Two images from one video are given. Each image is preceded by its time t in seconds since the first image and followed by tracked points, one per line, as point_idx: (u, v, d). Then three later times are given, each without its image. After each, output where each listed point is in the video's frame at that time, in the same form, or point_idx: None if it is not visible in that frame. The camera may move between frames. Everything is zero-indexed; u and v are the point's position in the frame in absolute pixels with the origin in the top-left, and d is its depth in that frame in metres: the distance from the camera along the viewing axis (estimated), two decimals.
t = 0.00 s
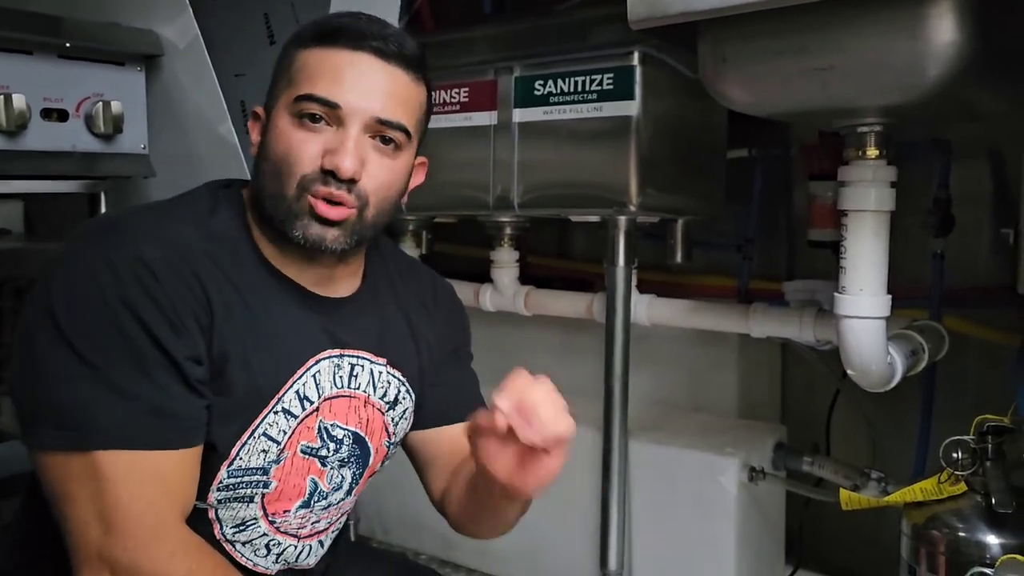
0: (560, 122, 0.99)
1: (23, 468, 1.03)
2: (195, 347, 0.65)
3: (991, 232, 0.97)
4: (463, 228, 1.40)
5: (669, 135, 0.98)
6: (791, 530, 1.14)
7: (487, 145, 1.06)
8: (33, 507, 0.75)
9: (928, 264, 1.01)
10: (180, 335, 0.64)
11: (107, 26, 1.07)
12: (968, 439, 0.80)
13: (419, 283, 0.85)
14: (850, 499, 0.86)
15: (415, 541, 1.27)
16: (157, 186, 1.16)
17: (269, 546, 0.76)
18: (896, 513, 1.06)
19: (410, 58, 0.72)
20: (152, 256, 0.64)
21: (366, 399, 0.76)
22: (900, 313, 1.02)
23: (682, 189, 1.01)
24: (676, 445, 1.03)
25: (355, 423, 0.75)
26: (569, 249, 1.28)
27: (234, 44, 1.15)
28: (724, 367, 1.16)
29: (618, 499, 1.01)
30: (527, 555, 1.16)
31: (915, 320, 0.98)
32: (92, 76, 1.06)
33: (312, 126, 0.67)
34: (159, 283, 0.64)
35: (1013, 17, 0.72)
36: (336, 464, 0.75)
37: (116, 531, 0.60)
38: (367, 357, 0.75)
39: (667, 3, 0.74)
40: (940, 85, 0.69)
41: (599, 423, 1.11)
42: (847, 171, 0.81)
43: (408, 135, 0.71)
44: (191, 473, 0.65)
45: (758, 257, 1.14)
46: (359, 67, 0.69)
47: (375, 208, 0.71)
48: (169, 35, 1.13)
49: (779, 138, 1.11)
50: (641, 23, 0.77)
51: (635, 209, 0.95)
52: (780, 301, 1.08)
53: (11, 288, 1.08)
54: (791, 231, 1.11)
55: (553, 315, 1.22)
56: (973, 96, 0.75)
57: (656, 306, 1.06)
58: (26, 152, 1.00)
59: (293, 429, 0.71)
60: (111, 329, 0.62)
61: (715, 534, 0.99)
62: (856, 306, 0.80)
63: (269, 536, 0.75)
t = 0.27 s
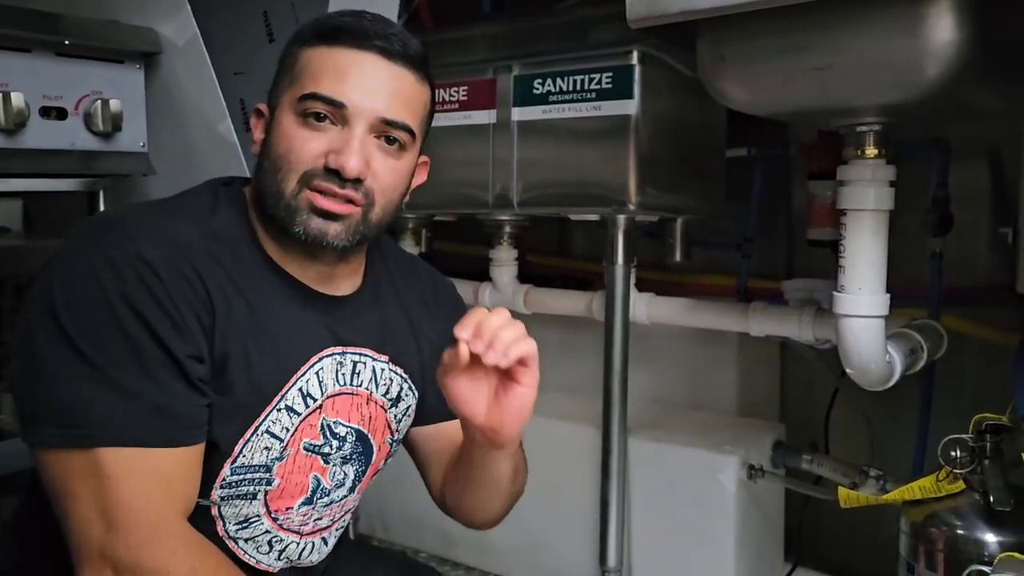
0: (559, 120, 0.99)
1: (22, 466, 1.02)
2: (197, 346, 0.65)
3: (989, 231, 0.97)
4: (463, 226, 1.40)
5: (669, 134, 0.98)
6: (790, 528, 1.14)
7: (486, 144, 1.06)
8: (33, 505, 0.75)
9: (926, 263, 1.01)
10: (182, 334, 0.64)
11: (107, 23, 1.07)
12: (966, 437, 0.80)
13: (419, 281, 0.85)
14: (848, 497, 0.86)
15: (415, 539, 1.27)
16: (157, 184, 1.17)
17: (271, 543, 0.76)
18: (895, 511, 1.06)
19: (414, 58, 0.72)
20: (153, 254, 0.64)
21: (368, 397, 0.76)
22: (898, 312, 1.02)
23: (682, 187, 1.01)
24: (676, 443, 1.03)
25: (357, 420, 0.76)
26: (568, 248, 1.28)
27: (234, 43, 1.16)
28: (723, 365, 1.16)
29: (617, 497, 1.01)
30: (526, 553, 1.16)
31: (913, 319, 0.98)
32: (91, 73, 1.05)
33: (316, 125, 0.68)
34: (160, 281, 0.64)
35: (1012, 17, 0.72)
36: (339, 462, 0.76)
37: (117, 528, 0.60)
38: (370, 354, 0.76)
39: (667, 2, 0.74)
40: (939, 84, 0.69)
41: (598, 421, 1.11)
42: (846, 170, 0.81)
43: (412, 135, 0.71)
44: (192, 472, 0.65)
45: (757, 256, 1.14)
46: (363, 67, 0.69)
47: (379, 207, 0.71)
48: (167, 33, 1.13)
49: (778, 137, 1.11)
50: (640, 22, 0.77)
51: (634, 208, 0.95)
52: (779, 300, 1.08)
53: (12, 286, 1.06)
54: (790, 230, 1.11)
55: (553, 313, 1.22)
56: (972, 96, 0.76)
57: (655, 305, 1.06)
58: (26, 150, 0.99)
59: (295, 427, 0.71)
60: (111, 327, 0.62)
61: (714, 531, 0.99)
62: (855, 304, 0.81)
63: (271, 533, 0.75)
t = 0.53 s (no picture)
0: (557, 118, 0.99)
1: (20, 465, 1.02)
2: (194, 344, 0.65)
3: (987, 229, 0.97)
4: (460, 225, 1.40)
5: (666, 132, 0.98)
6: (788, 527, 1.14)
7: (484, 142, 1.05)
8: (29, 503, 0.75)
9: (924, 261, 1.01)
10: (179, 332, 0.64)
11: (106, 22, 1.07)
12: (965, 435, 0.80)
13: (416, 279, 0.85)
14: (847, 495, 0.86)
15: (412, 537, 1.27)
16: (153, 182, 1.17)
17: (268, 539, 0.76)
18: (893, 509, 1.06)
19: (415, 59, 0.72)
20: (150, 251, 0.64)
21: (364, 393, 0.76)
22: (896, 310, 1.02)
23: (680, 185, 1.01)
24: (674, 441, 1.03)
25: (354, 417, 0.75)
26: (566, 246, 1.28)
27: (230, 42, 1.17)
28: (721, 364, 1.16)
29: (615, 495, 1.01)
30: (524, 551, 1.16)
31: (911, 316, 0.98)
32: (89, 71, 1.05)
33: (317, 126, 0.67)
34: (156, 277, 0.64)
35: (1011, 15, 0.72)
36: (335, 458, 0.75)
37: (114, 526, 0.60)
38: (365, 351, 0.75)
39: None
40: (938, 82, 0.68)
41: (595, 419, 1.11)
42: (844, 168, 0.81)
43: (412, 137, 0.71)
44: (188, 469, 0.64)
45: (755, 254, 1.14)
46: (364, 69, 0.68)
47: (377, 209, 0.71)
48: (164, 32, 1.13)
49: (776, 135, 1.11)
50: (638, 19, 0.77)
51: (631, 207, 0.94)
52: (777, 297, 1.08)
53: (9, 284, 1.05)
54: (788, 228, 1.11)
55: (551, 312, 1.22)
56: (970, 94, 0.75)
57: (653, 303, 1.06)
58: (24, 149, 0.99)
59: (292, 423, 0.71)
60: (108, 325, 0.62)
61: (712, 529, 0.99)
62: (853, 301, 0.81)
63: (268, 529, 0.75)
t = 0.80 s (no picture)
0: (556, 117, 0.99)
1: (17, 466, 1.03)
2: (193, 342, 0.65)
3: (986, 228, 0.97)
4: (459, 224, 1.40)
5: (665, 131, 0.98)
6: (788, 526, 1.14)
7: (482, 141, 1.05)
8: (28, 503, 0.75)
9: (923, 260, 1.01)
10: (179, 330, 0.64)
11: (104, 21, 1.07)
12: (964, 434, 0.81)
13: (411, 277, 0.85)
14: (846, 494, 0.86)
15: (412, 537, 1.27)
16: (152, 182, 1.17)
17: (268, 536, 0.75)
18: (892, 508, 1.06)
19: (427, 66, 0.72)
20: (148, 250, 0.64)
21: (361, 390, 0.76)
22: (895, 309, 1.02)
23: (679, 184, 1.01)
24: (673, 441, 1.03)
25: (352, 414, 0.75)
26: (565, 245, 1.28)
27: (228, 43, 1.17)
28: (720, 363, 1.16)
29: (614, 494, 1.01)
30: (524, 551, 1.15)
31: (910, 314, 0.98)
32: (87, 70, 1.05)
33: (335, 132, 0.67)
34: (155, 276, 0.64)
35: (1010, 13, 0.72)
36: (335, 456, 0.75)
37: (114, 524, 0.60)
38: (361, 348, 0.75)
39: None
40: (936, 80, 0.68)
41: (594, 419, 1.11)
42: (843, 167, 0.81)
43: (425, 142, 0.72)
44: (188, 467, 0.64)
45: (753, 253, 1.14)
46: (385, 77, 0.68)
47: (391, 212, 0.71)
48: (163, 30, 1.13)
49: (775, 134, 1.11)
50: (637, 18, 0.77)
51: (630, 206, 0.94)
52: (776, 296, 1.08)
53: (7, 284, 1.04)
54: (787, 227, 1.11)
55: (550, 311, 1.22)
56: (969, 93, 0.75)
57: (652, 302, 1.06)
58: (22, 148, 0.99)
59: (291, 421, 0.71)
60: (106, 324, 0.62)
61: (712, 528, 0.99)
62: (853, 301, 0.81)
63: (269, 527, 0.75)
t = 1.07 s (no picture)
0: (555, 116, 0.99)
1: (14, 466, 1.03)
2: (191, 342, 0.65)
3: (986, 227, 0.97)
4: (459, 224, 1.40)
5: (665, 130, 0.98)
6: (788, 525, 1.14)
7: (482, 140, 1.05)
8: (28, 503, 0.75)
9: (923, 259, 1.01)
10: (178, 331, 0.64)
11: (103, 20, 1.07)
12: (963, 432, 0.80)
13: (410, 277, 0.85)
14: (846, 493, 0.86)
15: (412, 537, 1.27)
16: (151, 181, 1.17)
17: (265, 538, 0.76)
18: (892, 507, 1.06)
19: (422, 61, 0.72)
20: (147, 250, 0.64)
21: (360, 392, 0.76)
22: (895, 308, 1.02)
23: (678, 184, 1.01)
24: (674, 440, 1.03)
25: (350, 416, 0.75)
26: (565, 245, 1.28)
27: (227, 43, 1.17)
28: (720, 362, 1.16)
29: (614, 493, 1.01)
30: (524, 550, 1.16)
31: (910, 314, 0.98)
32: (86, 70, 1.05)
33: (329, 127, 0.67)
34: (154, 276, 0.64)
35: (1009, 12, 0.72)
36: (333, 457, 0.76)
37: (113, 525, 0.60)
38: (360, 350, 0.75)
39: None
40: (936, 79, 0.68)
41: (594, 418, 1.11)
42: (842, 166, 0.81)
43: (421, 138, 0.72)
44: (186, 467, 0.65)
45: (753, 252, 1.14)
46: (379, 71, 0.68)
47: (386, 208, 0.71)
48: (163, 30, 1.13)
49: (775, 133, 1.11)
50: (636, 17, 0.77)
51: (630, 205, 0.94)
52: (776, 296, 1.08)
53: (6, 284, 1.05)
54: (787, 226, 1.11)
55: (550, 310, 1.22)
56: (968, 92, 0.75)
57: (652, 302, 1.06)
58: (21, 148, 0.99)
59: (290, 423, 0.71)
60: (104, 324, 0.62)
61: (712, 527, 0.99)
62: (852, 300, 0.81)
63: (266, 528, 0.75)
